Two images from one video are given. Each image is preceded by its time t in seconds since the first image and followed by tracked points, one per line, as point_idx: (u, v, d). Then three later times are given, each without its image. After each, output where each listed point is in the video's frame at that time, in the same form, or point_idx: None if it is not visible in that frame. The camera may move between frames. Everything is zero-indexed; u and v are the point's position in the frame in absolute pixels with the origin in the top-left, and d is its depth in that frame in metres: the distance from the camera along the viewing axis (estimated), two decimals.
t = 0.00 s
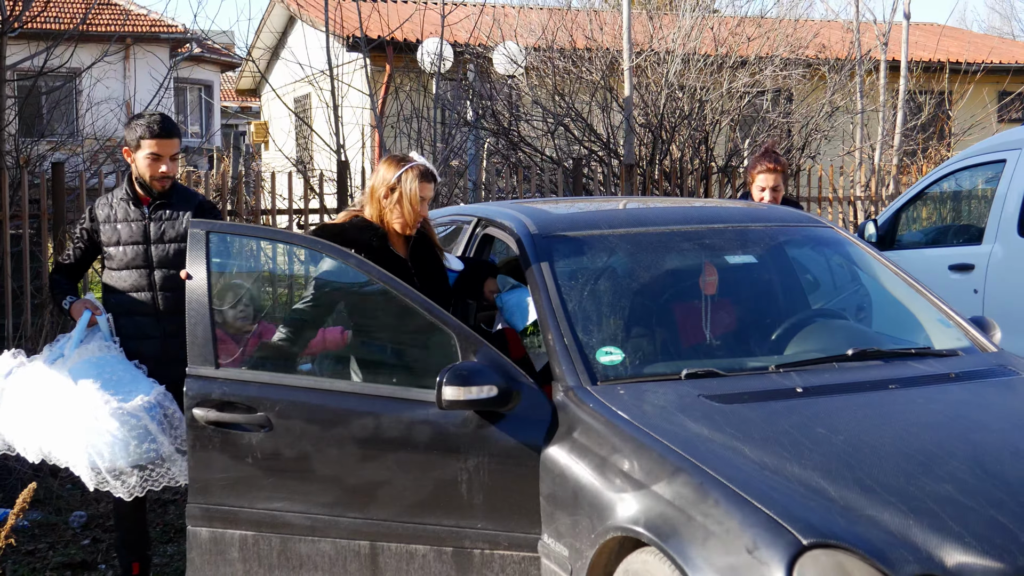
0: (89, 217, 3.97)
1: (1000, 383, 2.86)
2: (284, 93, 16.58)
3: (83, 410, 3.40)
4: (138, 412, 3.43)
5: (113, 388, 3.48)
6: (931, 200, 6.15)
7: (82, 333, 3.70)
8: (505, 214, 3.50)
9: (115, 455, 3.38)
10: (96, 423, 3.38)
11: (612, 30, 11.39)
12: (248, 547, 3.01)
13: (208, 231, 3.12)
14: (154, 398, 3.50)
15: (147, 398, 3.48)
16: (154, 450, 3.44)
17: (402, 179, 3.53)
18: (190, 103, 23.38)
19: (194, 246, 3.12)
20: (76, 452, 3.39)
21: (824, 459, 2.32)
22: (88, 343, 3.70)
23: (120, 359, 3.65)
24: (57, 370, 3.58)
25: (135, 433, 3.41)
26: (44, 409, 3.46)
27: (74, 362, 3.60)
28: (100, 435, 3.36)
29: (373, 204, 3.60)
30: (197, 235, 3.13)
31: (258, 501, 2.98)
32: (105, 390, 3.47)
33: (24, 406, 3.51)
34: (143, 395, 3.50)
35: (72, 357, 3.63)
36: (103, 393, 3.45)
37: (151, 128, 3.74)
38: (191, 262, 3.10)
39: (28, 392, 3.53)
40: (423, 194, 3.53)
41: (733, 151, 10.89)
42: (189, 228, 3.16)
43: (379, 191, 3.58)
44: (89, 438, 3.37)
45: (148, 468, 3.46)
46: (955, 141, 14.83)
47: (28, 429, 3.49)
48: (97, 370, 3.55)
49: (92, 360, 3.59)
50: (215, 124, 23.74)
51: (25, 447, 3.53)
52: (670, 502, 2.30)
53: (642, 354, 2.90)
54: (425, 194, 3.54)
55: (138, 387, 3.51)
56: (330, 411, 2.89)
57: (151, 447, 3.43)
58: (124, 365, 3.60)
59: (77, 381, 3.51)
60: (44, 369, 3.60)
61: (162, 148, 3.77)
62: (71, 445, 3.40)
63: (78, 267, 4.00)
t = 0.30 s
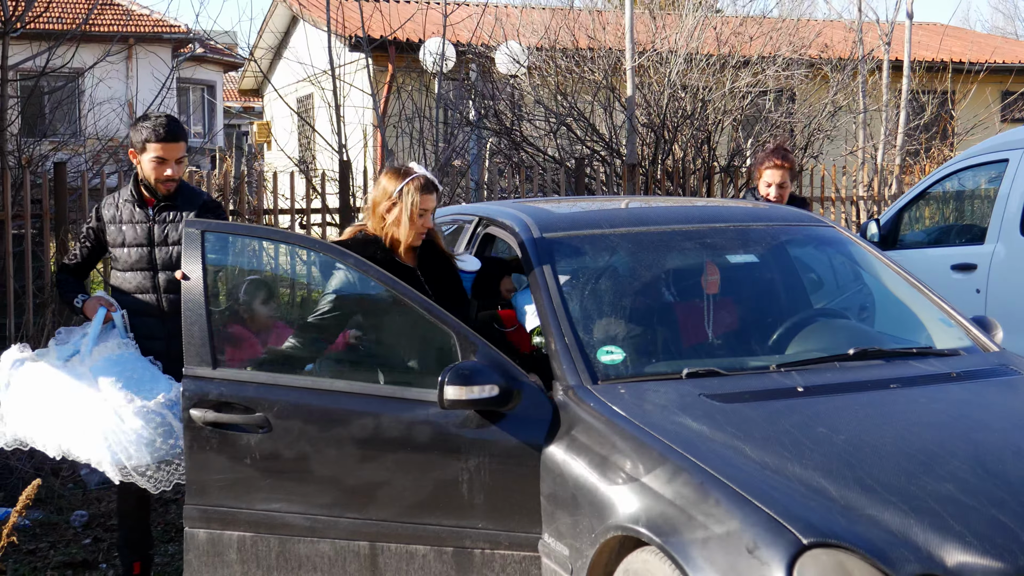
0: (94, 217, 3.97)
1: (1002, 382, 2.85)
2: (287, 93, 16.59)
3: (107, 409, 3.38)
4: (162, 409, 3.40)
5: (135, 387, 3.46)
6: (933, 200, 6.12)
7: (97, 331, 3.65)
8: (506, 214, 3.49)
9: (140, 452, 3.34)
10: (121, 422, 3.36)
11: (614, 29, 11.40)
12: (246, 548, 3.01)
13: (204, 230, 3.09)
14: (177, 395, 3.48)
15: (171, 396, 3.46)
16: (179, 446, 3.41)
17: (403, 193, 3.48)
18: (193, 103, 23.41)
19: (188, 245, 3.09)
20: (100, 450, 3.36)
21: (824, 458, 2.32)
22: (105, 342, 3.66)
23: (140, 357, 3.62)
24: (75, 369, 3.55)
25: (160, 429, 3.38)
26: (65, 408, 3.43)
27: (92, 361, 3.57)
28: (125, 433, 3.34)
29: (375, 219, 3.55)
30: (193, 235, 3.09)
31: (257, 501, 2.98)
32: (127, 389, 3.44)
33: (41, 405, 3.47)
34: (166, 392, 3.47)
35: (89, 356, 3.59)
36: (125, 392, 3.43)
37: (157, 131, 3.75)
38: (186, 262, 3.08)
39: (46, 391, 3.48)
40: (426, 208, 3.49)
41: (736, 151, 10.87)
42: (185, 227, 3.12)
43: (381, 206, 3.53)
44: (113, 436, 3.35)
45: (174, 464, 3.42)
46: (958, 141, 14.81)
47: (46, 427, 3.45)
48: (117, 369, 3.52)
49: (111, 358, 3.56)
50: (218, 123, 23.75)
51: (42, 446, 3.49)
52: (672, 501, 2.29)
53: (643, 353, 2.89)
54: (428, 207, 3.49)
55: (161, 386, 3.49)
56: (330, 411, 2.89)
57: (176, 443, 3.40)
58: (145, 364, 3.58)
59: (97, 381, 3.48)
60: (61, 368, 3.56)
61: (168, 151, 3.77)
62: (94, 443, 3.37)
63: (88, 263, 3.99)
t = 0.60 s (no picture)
0: (93, 218, 3.96)
1: (1003, 382, 2.84)
2: (289, 93, 16.62)
3: (133, 407, 3.36)
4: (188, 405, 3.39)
5: (158, 385, 3.45)
6: (935, 200, 6.12)
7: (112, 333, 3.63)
8: (508, 214, 3.50)
9: (168, 450, 3.32)
10: (147, 421, 3.34)
11: (617, 30, 11.41)
12: (249, 547, 3.01)
13: (208, 231, 3.12)
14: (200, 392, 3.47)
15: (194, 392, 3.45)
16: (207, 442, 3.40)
17: (413, 206, 3.45)
18: (197, 104, 23.45)
19: (193, 246, 3.12)
20: (127, 449, 3.34)
21: (826, 458, 2.32)
22: (122, 343, 3.63)
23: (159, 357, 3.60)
24: (96, 371, 3.52)
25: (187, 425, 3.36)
26: (87, 409, 3.41)
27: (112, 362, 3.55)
28: (153, 430, 3.33)
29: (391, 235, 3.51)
30: (197, 235, 3.13)
31: (260, 501, 2.98)
32: (151, 387, 3.43)
33: (62, 408, 3.44)
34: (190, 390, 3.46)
35: (109, 358, 3.57)
36: (150, 391, 3.40)
37: (160, 133, 3.75)
38: (191, 262, 3.11)
39: (66, 394, 3.45)
40: (440, 218, 3.46)
41: (738, 151, 10.86)
42: (190, 228, 3.16)
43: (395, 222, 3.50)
44: (141, 433, 3.33)
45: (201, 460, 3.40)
46: (961, 141, 14.78)
47: (68, 429, 3.42)
48: (139, 369, 3.50)
49: (133, 358, 3.54)
50: (221, 124, 23.78)
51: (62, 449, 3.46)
52: (672, 501, 2.29)
53: (644, 354, 2.89)
54: (441, 217, 3.45)
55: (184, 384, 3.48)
56: (331, 411, 2.89)
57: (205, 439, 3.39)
58: (165, 364, 3.56)
59: (119, 381, 3.47)
60: (82, 371, 3.53)
61: (170, 153, 3.77)
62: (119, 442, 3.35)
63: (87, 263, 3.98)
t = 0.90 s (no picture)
0: (97, 219, 3.96)
1: (1009, 384, 2.84)
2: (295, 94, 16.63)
3: (159, 404, 3.33)
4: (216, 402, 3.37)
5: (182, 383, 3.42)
6: (942, 201, 6.11)
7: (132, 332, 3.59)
8: (514, 215, 3.49)
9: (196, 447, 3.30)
10: (175, 418, 3.31)
11: (622, 31, 11.41)
12: (256, 546, 3.02)
13: (217, 231, 3.11)
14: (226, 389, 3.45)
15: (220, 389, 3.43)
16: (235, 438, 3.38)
17: (435, 250, 3.39)
18: (203, 104, 23.49)
19: (202, 246, 3.11)
20: (154, 446, 3.31)
21: (831, 460, 2.31)
22: (142, 342, 3.60)
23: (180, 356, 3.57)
24: (118, 369, 3.49)
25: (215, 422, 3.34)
26: (112, 407, 3.37)
27: (134, 360, 3.51)
28: (181, 428, 3.30)
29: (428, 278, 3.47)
30: (206, 235, 3.11)
31: (266, 500, 2.99)
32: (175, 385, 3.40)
33: (84, 407, 3.40)
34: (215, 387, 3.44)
35: (129, 356, 3.53)
36: (175, 389, 3.37)
37: (165, 134, 3.75)
38: (199, 262, 3.09)
39: (89, 392, 3.42)
40: (464, 251, 3.38)
41: (744, 152, 10.85)
42: (199, 228, 3.15)
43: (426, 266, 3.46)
44: (169, 430, 3.30)
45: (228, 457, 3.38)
46: (967, 142, 14.74)
47: (91, 428, 3.38)
48: (162, 366, 3.47)
49: (155, 356, 3.52)
50: (226, 125, 23.81)
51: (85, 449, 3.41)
52: (678, 502, 2.29)
53: (650, 355, 2.89)
54: (464, 251, 3.37)
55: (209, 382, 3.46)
56: (337, 412, 2.90)
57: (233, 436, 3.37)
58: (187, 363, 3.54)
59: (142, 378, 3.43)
60: (103, 371, 3.50)
61: (176, 153, 3.77)
62: (148, 439, 3.31)
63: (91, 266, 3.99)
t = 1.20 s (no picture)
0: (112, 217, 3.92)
1: (1014, 383, 2.83)
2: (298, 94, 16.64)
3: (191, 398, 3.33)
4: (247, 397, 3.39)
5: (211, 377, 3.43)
6: (946, 199, 6.09)
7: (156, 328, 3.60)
8: (517, 214, 3.49)
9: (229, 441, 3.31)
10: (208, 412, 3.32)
11: (625, 29, 11.42)
12: (260, 545, 3.02)
13: (220, 231, 3.13)
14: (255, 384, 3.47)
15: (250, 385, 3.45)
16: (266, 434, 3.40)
17: (464, 288, 3.34)
18: (207, 104, 23.50)
19: (206, 246, 3.12)
20: (185, 440, 3.30)
21: (835, 459, 2.31)
22: (166, 337, 3.60)
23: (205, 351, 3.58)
24: (142, 363, 3.47)
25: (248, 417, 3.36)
26: (141, 401, 3.37)
27: (158, 355, 3.50)
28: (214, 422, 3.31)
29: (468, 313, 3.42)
30: (209, 235, 3.13)
31: (270, 500, 2.99)
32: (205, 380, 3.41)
33: (109, 400, 3.36)
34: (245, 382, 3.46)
35: (154, 351, 3.52)
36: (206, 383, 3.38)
37: (188, 135, 3.78)
38: (202, 261, 3.10)
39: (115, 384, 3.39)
40: (490, 287, 3.29)
41: (747, 151, 10.83)
42: (202, 228, 3.17)
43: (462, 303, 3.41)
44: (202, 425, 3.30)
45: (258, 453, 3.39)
46: (971, 141, 14.71)
47: (118, 420, 3.35)
48: (188, 362, 3.47)
49: (182, 350, 3.51)
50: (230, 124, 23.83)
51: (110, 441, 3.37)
52: (681, 502, 2.28)
53: (653, 355, 2.89)
54: (490, 286, 3.28)
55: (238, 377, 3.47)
56: (341, 411, 2.89)
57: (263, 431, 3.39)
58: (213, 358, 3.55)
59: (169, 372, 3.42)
60: (128, 365, 3.47)
61: (198, 154, 3.81)
62: (177, 433, 3.30)
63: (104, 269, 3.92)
